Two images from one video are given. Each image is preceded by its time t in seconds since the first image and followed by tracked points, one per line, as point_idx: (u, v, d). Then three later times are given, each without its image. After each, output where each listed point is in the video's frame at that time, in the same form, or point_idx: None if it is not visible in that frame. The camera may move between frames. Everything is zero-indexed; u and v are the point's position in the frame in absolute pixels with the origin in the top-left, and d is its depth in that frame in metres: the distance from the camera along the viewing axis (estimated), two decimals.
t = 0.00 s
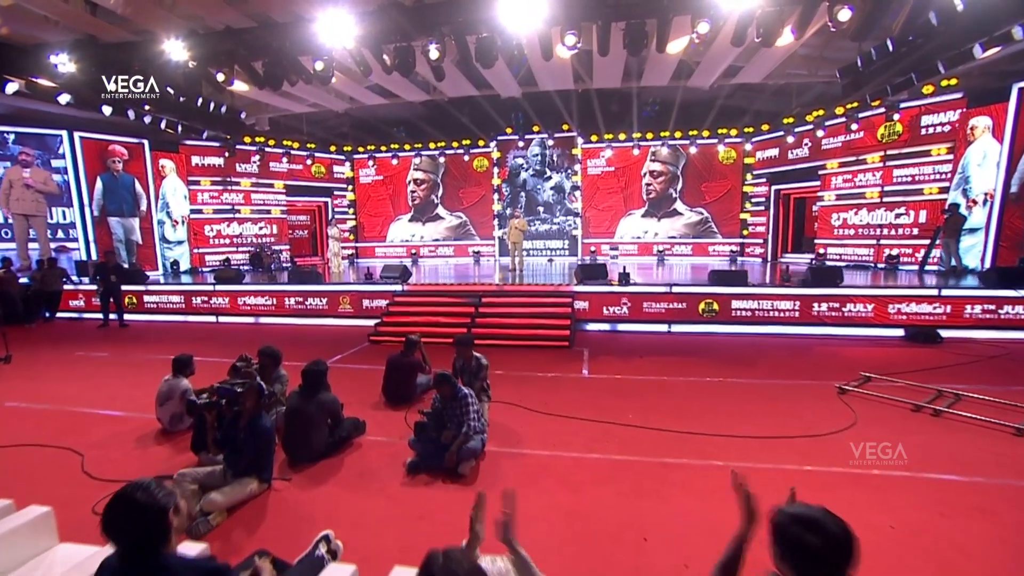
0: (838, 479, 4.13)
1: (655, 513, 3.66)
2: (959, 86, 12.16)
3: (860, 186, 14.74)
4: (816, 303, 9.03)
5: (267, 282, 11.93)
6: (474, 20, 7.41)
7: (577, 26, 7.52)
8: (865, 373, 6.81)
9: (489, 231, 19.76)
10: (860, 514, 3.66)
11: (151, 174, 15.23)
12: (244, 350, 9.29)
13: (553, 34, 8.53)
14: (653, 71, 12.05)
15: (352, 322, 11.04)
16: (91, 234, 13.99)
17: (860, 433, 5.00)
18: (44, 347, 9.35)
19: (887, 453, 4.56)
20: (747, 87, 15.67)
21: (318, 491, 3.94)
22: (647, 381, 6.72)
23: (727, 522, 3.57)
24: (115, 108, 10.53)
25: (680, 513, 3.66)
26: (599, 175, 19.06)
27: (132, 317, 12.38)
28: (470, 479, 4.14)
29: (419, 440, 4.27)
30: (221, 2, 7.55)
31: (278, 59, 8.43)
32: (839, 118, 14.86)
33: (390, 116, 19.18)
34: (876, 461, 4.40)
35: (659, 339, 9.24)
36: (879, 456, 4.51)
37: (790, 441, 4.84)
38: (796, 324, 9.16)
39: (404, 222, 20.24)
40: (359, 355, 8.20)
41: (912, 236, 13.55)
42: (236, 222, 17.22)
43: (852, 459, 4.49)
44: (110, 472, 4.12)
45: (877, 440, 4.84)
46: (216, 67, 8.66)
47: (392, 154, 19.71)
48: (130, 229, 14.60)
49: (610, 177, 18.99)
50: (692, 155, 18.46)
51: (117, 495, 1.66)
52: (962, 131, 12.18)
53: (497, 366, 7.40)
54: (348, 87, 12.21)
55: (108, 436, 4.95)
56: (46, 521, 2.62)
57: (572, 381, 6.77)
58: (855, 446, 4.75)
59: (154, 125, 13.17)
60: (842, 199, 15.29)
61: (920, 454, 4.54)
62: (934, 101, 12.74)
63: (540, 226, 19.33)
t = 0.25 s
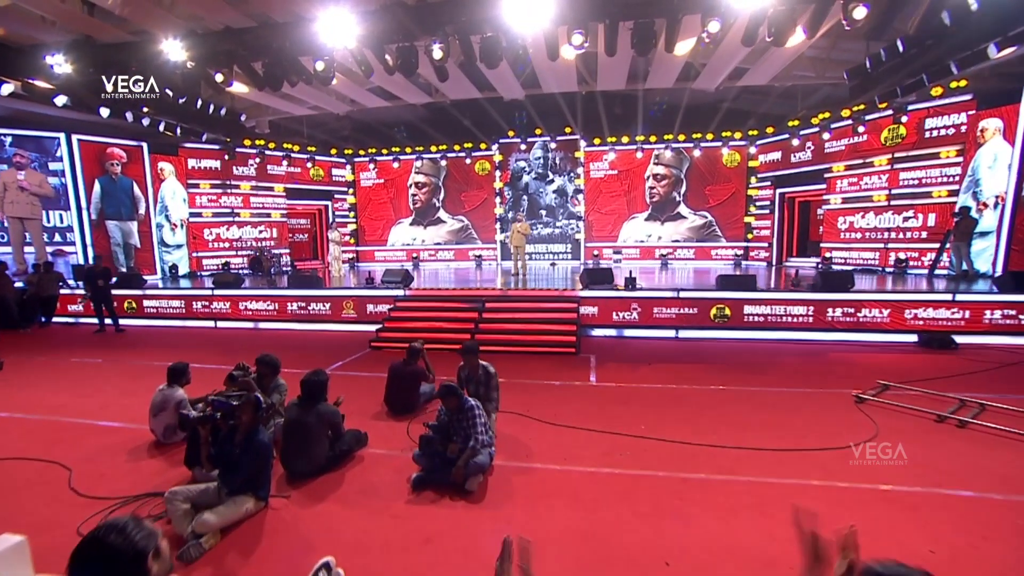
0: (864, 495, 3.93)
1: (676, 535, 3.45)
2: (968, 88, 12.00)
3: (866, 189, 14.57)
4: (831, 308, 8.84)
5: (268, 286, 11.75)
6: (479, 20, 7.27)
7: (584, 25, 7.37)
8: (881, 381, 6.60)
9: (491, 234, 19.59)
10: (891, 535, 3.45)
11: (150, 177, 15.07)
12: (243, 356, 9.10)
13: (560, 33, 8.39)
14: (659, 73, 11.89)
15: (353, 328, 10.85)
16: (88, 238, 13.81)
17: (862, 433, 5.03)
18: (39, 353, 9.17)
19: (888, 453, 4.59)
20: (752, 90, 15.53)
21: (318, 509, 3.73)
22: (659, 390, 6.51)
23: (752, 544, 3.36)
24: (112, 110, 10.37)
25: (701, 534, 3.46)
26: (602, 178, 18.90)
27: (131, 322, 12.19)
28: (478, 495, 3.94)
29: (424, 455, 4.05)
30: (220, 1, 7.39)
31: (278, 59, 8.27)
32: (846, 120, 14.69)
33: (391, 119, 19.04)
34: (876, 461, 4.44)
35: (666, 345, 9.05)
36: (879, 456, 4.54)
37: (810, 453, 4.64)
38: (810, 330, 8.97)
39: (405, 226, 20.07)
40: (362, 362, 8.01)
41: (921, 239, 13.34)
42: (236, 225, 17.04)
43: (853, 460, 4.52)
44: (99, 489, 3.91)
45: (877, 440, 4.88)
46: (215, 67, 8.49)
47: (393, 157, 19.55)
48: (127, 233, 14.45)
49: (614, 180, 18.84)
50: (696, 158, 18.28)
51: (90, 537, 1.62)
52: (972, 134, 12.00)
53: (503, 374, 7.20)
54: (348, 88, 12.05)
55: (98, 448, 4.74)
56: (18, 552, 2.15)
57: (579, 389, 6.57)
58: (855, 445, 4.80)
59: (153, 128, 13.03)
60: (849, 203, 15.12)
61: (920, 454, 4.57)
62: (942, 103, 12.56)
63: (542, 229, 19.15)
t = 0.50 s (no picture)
0: (886, 508, 3.75)
1: (694, 553, 3.26)
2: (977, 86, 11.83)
3: (872, 189, 14.42)
4: (843, 310, 8.66)
5: (268, 288, 11.59)
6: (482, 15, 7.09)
7: (590, 21, 7.20)
8: (894, 386, 6.42)
9: (492, 235, 19.42)
10: (918, 552, 3.27)
11: (147, 177, 14.90)
12: (241, 359, 8.93)
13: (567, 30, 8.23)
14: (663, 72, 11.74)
15: (353, 330, 10.69)
16: (85, 238, 13.65)
17: (862, 434, 5.03)
18: (34, 356, 9.00)
19: (888, 453, 4.58)
20: (756, 88, 15.36)
21: (315, 524, 3.55)
22: (669, 395, 6.33)
23: (775, 562, 3.18)
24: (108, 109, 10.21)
25: (718, 551, 3.28)
26: (604, 178, 18.75)
27: (130, 324, 12.03)
28: (485, 509, 3.77)
29: (428, 466, 3.88)
30: None
31: (277, 56, 8.10)
32: (851, 119, 14.53)
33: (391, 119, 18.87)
34: (876, 462, 4.43)
35: (671, 348, 8.88)
36: (880, 457, 4.53)
37: (827, 463, 4.46)
38: (822, 332, 8.78)
39: (405, 227, 19.90)
40: (362, 366, 7.84)
41: (928, 240, 13.16)
42: (235, 226, 16.88)
43: (853, 460, 4.51)
44: (85, 502, 3.73)
45: (877, 440, 4.87)
46: (212, 65, 8.32)
47: (393, 157, 19.39)
48: (125, 233, 14.32)
49: (616, 181, 18.69)
50: (700, 158, 18.15)
51: None
52: (981, 133, 11.84)
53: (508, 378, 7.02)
54: (348, 87, 11.87)
55: (87, 457, 4.57)
56: None
57: (585, 395, 6.40)
58: (859, 447, 4.76)
59: (151, 128, 12.88)
60: (854, 203, 14.96)
61: (921, 454, 4.56)
62: (951, 102, 12.37)
63: (544, 230, 18.98)
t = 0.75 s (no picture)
0: (916, 522, 3.56)
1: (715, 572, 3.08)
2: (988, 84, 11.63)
3: (878, 189, 14.24)
4: (857, 312, 8.47)
5: (268, 289, 11.42)
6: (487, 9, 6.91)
7: (597, 15, 7.03)
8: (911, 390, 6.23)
9: (494, 235, 19.24)
10: (953, 571, 3.09)
11: (145, 176, 14.72)
12: (240, 362, 8.76)
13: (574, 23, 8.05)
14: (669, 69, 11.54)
15: (354, 331, 10.52)
16: (82, 238, 13.49)
17: (863, 434, 5.02)
18: (30, 358, 8.84)
19: (887, 453, 4.59)
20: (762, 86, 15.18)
21: (315, 540, 3.36)
22: (680, 400, 6.15)
23: None
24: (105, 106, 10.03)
25: (742, 570, 3.09)
26: (607, 178, 18.58)
27: (129, 325, 11.85)
28: (493, 521, 3.59)
29: (434, 475, 3.71)
30: None
31: (276, 52, 7.91)
32: (859, 118, 14.34)
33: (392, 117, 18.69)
34: (876, 462, 4.42)
35: (678, 350, 8.70)
36: (879, 457, 4.53)
37: (849, 472, 4.27)
38: (835, 334, 8.59)
39: (406, 226, 19.72)
40: (364, 369, 7.67)
41: (936, 240, 12.97)
42: (234, 225, 16.71)
43: (852, 460, 4.51)
44: (74, 515, 3.55)
45: (877, 441, 4.87)
46: (209, 61, 8.13)
47: (394, 156, 19.21)
48: (123, 233, 14.14)
49: (619, 180, 18.51)
50: (704, 158, 17.97)
51: None
52: (992, 132, 11.66)
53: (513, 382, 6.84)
54: (349, 84, 11.68)
55: (78, 466, 4.38)
56: None
57: (593, 399, 6.21)
58: (855, 446, 4.79)
59: (149, 126, 12.72)
60: (860, 203, 14.79)
61: (921, 454, 4.56)
62: (962, 100, 12.17)
63: (546, 230, 18.80)
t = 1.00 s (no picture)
0: (951, 538, 3.36)
1: None
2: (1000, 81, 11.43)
3: (885, 188, 14.05)
4: (872, 313, 8.28)
5: (269, 289, 11.26)
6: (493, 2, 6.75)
7: (607, 8, 6.88)
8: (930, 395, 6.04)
9: (496, 234, 19.07)
10: None
11: (144, 175, 14.56)
12: (240, 363, 8.59)
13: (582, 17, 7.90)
14: (675, 65, 11.36)
15: (357, 332, 10.36)
16: (81, 238, 13.32)
17: (863, 434, 5.03)
18: (27, 360, 8.69)
19: (887, 454, 4.59)
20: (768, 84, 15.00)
21: (317, 558, 3.18)
22: (694, 405, 5.96)
23: None
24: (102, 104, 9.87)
25: None
26: (611, 177, 18.41)
27: (129, 325, 11.68)
28: (502, 536, 3.41)
29: (439, 487, 3.52)
30: None
31: (276, 47, 7.75)
32: (867, 116, 14.14)
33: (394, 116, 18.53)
34: (876, 462, 4.43)
35: (686, 352, 8.53)
36: (880, 457, 4.53)
37: (875, 482, 4.08)
38: (850, 336, 8.40)
39: (407, 226, 19.56)
40: (365, 372, 7.49)
41: (946, 240, 12.79)
42: (234, 225, 16.55)
43: (854, 460, 4.50)
44: (62, 529, 3.37)
45: (877, 441, 4.88)
46: (208, 56, 7.96)
47: (396, 155, 19.05)
48: (121, 233, 13.98)
49: (623, 179, 18.33)
50: (708, 156, 17.79)
51: None
52: (1004, 129, 11.47)
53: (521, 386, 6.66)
54: (350, 81, 11.51)
55: (70, 475, 4.20)
56: None
57: (602, 404, 6.02)
58: (855, 446, 4.79)
59: (149, 125, 12.57)
60: (868, 202, 14.58)
61: (921, 453, 4.56)
62: (973, 97, 11.96)
63: (549, 229, 18.63)
